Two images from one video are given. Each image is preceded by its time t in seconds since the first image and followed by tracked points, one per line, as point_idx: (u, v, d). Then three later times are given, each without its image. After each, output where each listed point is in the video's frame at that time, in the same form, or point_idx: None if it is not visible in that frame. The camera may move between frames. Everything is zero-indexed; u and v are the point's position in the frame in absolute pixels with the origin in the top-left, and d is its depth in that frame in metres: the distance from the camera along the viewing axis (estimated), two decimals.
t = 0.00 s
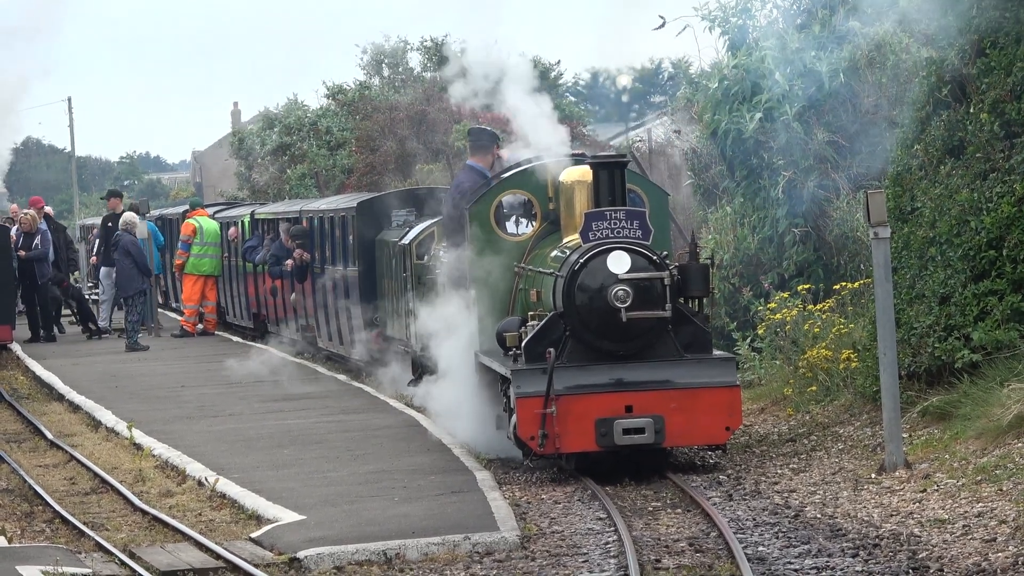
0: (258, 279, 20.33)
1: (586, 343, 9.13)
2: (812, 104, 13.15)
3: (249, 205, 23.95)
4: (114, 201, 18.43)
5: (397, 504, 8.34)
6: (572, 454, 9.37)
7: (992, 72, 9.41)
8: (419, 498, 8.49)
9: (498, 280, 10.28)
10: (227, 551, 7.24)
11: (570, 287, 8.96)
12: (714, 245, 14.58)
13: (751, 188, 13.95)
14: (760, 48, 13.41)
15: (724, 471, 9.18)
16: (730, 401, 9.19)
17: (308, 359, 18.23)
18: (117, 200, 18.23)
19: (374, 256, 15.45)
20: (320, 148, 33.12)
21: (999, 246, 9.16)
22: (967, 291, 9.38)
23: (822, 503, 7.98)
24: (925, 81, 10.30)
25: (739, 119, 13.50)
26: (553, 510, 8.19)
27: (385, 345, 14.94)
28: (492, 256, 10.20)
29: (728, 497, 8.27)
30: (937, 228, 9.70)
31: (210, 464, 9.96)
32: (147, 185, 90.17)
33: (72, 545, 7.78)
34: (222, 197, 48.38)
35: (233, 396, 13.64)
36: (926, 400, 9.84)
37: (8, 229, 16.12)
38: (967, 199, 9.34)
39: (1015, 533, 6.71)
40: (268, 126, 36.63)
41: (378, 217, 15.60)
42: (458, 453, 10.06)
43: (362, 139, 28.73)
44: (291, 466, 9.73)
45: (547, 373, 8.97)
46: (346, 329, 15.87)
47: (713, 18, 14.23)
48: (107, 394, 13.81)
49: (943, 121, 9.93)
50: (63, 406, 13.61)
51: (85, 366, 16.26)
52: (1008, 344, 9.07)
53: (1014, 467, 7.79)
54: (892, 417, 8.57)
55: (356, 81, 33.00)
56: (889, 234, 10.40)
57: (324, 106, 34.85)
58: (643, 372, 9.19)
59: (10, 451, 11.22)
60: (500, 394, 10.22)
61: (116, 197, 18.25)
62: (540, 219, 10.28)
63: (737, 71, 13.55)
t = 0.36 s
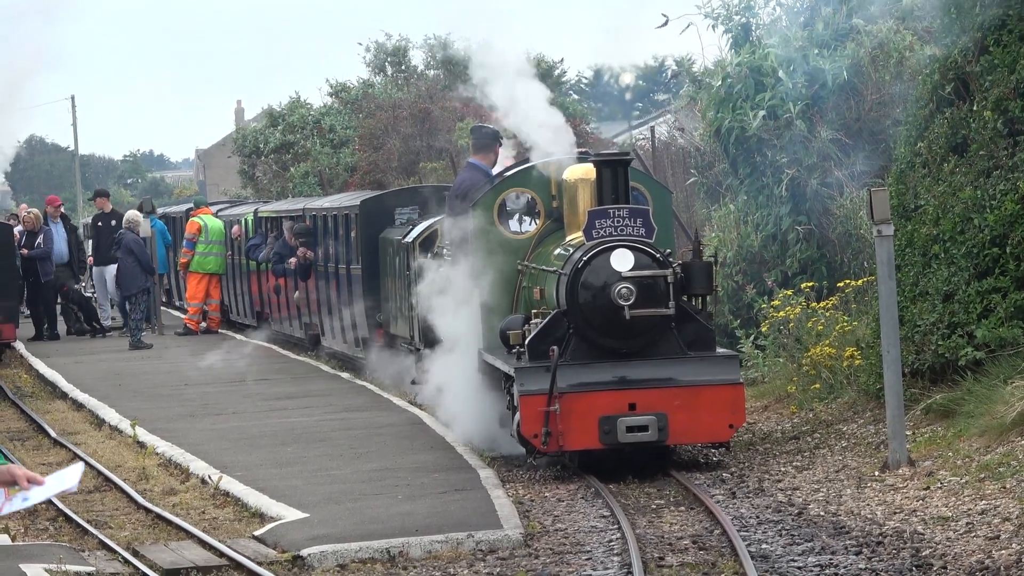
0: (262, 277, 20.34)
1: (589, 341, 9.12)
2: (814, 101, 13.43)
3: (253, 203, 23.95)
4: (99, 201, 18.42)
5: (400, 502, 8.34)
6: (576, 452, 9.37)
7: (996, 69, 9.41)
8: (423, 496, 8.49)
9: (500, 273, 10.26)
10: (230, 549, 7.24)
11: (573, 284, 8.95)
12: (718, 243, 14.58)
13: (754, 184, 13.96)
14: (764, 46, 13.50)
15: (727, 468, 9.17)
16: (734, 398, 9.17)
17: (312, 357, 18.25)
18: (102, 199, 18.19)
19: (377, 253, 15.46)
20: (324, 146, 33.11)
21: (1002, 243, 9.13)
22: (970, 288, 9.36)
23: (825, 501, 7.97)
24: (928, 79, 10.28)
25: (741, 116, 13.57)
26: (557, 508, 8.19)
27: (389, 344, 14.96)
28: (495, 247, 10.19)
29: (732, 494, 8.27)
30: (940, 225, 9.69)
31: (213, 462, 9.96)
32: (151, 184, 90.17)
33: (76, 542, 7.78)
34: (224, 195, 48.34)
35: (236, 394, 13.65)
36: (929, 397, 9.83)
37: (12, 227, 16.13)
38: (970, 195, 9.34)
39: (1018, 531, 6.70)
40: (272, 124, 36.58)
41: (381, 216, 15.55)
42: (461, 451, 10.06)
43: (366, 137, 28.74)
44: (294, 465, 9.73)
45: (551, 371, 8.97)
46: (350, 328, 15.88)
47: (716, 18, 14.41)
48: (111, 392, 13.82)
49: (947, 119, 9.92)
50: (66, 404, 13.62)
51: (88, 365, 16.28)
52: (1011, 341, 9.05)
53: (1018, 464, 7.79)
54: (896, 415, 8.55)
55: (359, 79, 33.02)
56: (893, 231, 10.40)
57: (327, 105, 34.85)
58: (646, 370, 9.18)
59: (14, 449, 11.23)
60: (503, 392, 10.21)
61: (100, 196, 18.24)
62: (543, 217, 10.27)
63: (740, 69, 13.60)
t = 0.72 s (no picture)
0: (266, 275, 20.34)
1: (593, 340, 9.13)
2: (819, 100, 13.69)
3: (257, 201, 23.96)
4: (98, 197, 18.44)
5: (404, 500, 8.35)
6: (579, 451, 9.37)
7: (999, 68, 9.40)
8: (426, 495, 8.50)
9: (504, 271, 10.28)
10: (233, 547, 7.25)
11: (577, 283, 8.95)
12: (722, 241, 14.52)
13: (758, 183, 13.98)
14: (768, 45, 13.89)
15: (731, 467, 9.18)
16: (737, 397, 9.18)
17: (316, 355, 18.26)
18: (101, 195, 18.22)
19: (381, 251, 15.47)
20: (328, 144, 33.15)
21: (1006, 242, 9.11)
22: (974, 287, 9.34)
23: (829, 500, 7.97)
24: (933, 78, 10.29)
25: (746, 115, 13.75)
26: (560, 506, 8.20)
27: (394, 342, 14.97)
28: (498, 245, 10.20)
29: (735, 493, 8.27)
30: (943, 224, 9.69)
31: (216, 460, 9.98)
32: (156, 182, 90.22)
33: (79, 541, 7.80)
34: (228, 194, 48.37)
35: (240, 392, 13.66)
36: (933, 396, 9.80)
37: (15, 225, 16.16)
38: (974, 194, 9.34)
39: (1022, 530, 6.70)
40: (277, 122, 36.14)
41: (385, 215, 15.55)
42: (464, 449, 10.06)
43: (370, 135, 28.77)
44: (297, 463, 9.74)
45: (554, 370, 8.98)
46: (354, 326, 15.90)
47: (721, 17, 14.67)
48: (114, 390, 13.84)
49: (952, 118, 9.92)
50: (70, 402, 13.65)
51: (92, 363, 16.30)
52: (1015, 340, 9.03)
53: (1022, 463, 7.78)
54: (899, 413, 8.54)
55: (363, 77, 33.05)
56: (896, 230, 10.40)
57: (331, 103, 34.89)
58: (650, 368, 9.19)
59: (17, 447, 11.25)
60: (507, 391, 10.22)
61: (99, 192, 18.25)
62: (547, 215, 10.25)
63: (744, 67, 13.90)
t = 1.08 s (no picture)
0: (271, 272, 20.35)
1: (597, 335, 9.12)
2: (823, 96, 13.76)
3: (262, 198, 23.95)
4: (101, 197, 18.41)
5: (409, 496, 8.36)
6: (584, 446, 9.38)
7: (1003, 64, 9.38)
8: (431, 491, 8.50)
9: (509, 269, 10.28)
10: (238, 544, 7.26)
11: (581, 279, 8.95)
12: (726, 237, 14.35)
13: (763, 178, 13.99)
14: (772, 41, 14.04)
15: (736, 462, 9.17)
16: (742, 393, 9.19)
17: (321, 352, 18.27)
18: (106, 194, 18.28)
19: (386, 247, 15.48)
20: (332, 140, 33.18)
21: (1011, 238, 9.08)
22: (979, 282, 9.32)
23: (834, 495, 7.97)
24: (937, 73, 10.28)
25: (750, 111, 13.82)
26: (565, 502, 8.20)
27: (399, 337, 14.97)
28: (503, 243, 10.20)
29: (740, 489, 8.27)
30: (948, 219, 9.67)
31: (221, 457, 9.99)
32: (160, 179, 90.27)
33: (84, 538, 7.81)
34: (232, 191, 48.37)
35: (245, 389, 13.68)
36: (937, 391, 9.81)
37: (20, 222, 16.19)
38: (978, 190, 9.32)
39: None
40: (280, 120, 36.43)
41: (389, 211, 15.56)
42: (469, 445, 10.07)
43: (374, 132, 28.81)
44: (302, 459, 9.75)
45: (559, 366, 8.98)
46: (359, 322, 15.91)
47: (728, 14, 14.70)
48: (119, 387, 13.86)
49: (956, 113, 9.89)
50: (75, 399, 13.67)
51: (97, 360, 16.32)
52: (1020, 336, 9.00)
53: None
54: (904, 408, 8.55)
55: (368, 74, 33.08)
56: (901, 226, 10.39)
57: (336, 100, 34.92)
58: (655, 364, 9.19)
59: (22, 444, 11.26)
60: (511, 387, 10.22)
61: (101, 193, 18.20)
62: (552, 211, 10.24)
63: (748, 63, 13.97)
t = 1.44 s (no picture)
0: (274, 270, 20.36)
1: (600, 334, 9.12)
2: (826, 95, 13.84)
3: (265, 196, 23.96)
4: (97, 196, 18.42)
5: (412, 495, 8.37)
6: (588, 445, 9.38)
7: (1007, 63, 9.36)
8: (434, 489, 8.51)
9: (512, 268, 10.28)
10: (241, 542, 7.27)
11: (584, 278, 8.96)
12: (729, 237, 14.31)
13: (766, 177, 13.99)
14: (776, 41, 14.11)
15: (739, 462, 9.17)
16: (746, 392, 9.18)
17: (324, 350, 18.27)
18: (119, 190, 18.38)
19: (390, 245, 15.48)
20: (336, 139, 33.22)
21: (1014, 237, 9.06)
22: (982, 282, 9.31)
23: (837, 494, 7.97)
24: (942, 72, 10.26)
25: (754, 110, 13.82)
26: (568, 501, 8.20)
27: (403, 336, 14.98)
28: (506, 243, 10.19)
29: (744, 488, 8.27)
30: (951, 218, 9.66)
31: (225, 455, 10.00)
32: (164, 178, 90.35)
33: (87, 536, 7.82)
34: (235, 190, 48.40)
35: (249, 387, 13.69)
36: (941, 390, 9.82)
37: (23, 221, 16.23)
38: (982, 189, 9.30)
39: None
40: (284, 118, 36.50)
41: (392, 209, 15.55)
42: (473, 444, 10.07)
43: (378, 131, 28.87)
44: (306, 458, 9.76)
45: (562, 364, 8.98)
46: (362, 321, 15.91)
47: (731, 12, 14.71)
48: (123, 386, 13.88)
49: (960, 111, 9.87)
50: (79, 397, 13.69)
51: (101, 358, 16.34)
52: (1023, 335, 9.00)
53: None
54: (908, 408, 8.54)
55: (371, 73, 33.13)
56: (904, 225, 10.40)
57: (340, 99, 34.96)
58: (658, 363, 9.19)
59: (26, 442, 11.29)
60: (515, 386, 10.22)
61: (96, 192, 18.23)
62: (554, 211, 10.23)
63: (752, 62, 13.98)
